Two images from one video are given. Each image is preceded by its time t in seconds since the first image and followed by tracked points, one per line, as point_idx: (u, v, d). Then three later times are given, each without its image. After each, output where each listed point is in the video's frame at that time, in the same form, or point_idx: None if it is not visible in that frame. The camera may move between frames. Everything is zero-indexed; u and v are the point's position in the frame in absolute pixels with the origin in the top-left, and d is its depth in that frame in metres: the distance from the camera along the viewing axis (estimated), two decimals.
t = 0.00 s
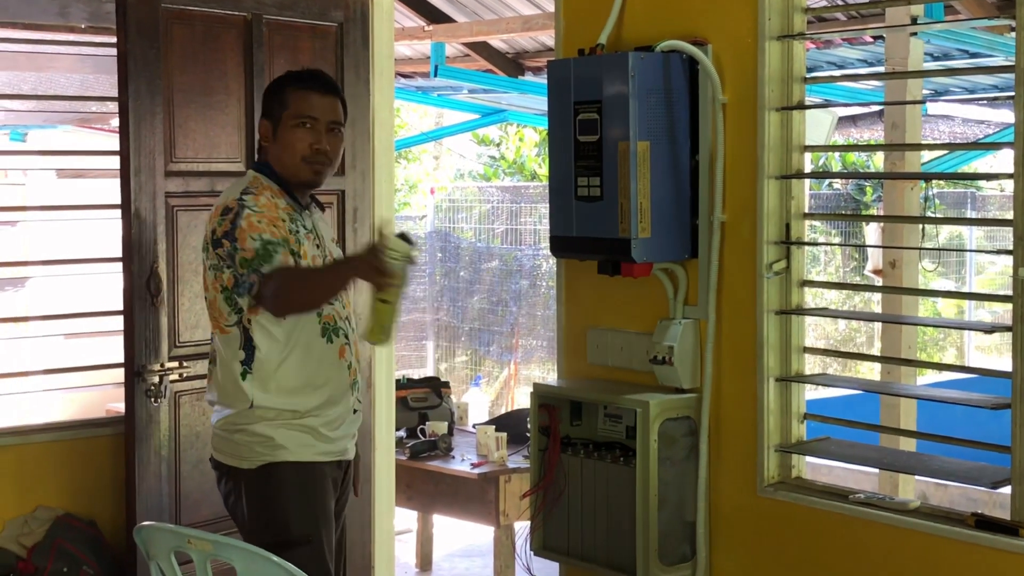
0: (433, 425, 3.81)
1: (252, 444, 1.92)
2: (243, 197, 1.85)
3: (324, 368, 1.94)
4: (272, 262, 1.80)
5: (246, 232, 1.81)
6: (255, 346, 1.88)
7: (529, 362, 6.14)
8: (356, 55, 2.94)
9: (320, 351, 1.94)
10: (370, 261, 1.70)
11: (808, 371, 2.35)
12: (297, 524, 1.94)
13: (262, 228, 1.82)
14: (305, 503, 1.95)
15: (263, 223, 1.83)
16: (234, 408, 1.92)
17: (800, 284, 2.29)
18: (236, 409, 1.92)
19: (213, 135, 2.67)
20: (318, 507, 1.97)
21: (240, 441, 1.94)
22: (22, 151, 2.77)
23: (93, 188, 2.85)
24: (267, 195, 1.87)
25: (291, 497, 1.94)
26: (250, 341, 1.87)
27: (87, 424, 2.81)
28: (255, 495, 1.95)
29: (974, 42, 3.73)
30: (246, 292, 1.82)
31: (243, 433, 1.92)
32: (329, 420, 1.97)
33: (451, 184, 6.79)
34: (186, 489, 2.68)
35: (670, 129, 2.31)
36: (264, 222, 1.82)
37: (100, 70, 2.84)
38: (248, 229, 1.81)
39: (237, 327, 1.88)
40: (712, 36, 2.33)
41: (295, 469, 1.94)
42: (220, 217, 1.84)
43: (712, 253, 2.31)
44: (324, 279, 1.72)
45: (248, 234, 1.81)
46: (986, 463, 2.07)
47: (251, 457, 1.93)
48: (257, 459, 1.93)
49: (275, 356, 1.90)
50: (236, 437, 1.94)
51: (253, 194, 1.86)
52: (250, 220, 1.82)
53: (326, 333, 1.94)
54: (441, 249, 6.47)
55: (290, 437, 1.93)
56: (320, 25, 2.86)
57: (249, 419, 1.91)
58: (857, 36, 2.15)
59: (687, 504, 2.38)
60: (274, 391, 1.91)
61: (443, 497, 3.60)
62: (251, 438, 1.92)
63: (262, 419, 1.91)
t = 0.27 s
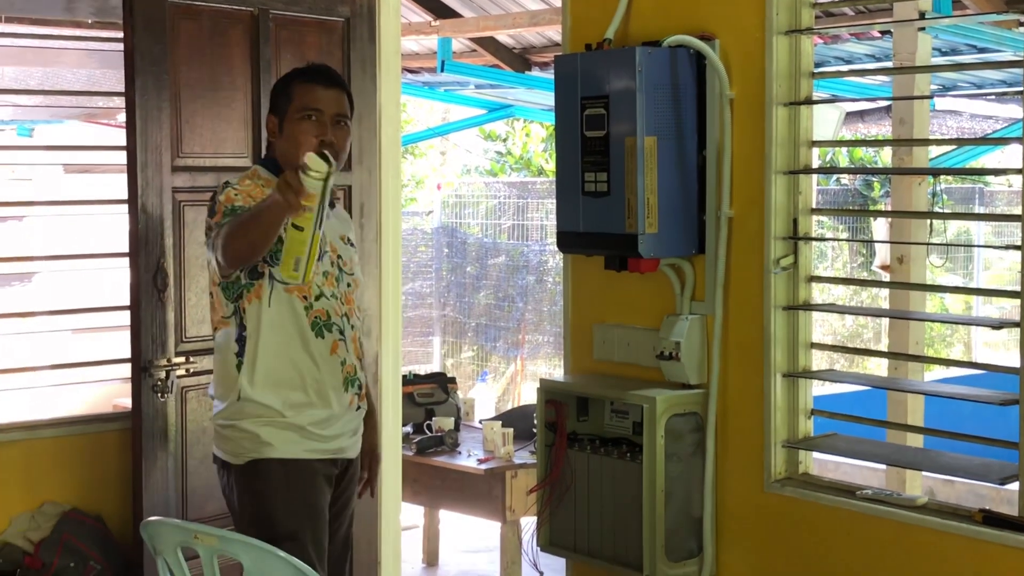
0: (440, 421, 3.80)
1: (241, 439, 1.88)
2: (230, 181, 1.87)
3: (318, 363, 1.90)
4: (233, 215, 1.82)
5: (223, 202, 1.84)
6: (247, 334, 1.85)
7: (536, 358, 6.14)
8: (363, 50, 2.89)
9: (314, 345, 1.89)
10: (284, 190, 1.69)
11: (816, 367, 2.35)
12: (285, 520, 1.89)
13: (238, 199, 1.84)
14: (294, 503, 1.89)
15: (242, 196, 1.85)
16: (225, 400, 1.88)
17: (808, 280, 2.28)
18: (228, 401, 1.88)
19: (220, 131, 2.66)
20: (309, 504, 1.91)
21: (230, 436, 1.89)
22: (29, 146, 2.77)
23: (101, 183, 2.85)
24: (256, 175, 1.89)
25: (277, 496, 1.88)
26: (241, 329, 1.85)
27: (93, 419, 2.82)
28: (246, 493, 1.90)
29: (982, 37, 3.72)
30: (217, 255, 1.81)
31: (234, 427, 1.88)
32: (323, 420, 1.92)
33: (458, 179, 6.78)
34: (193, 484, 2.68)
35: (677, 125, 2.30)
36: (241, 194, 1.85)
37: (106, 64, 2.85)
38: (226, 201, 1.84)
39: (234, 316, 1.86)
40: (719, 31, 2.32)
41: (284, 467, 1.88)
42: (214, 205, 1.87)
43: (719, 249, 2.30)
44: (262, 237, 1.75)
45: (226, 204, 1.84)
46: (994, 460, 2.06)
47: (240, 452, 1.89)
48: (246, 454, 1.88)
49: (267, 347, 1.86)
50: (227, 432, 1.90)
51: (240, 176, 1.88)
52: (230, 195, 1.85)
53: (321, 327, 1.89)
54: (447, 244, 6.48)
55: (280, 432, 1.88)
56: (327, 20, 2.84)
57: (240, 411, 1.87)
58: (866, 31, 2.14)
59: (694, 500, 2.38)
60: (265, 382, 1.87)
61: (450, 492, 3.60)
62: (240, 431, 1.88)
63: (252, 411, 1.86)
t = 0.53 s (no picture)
0: (447, 414, 3.81)
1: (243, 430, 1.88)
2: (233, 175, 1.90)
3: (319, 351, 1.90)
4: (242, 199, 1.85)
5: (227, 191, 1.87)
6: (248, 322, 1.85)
7: (543, 352, 6.11)
8: (369, 45, 2.94)
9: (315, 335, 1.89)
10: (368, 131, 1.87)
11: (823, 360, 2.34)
12: (288, 512, 1.88)
13: (243, 185, 1.87)
14: (299, 495, 1.89)
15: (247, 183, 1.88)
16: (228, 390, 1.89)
17: (815, 273, 2.27)
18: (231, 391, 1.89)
19: (226, 124, 2.68)
20: (314, 495, 1.90)
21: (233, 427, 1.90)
22: (36, 140, 2.77)
23: (108, 177, 2.86)
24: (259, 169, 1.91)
25: (280, 487, 1.87)
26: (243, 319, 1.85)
27: (101, 414, 2.82)
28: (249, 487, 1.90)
29: (989, 29, 3.71)
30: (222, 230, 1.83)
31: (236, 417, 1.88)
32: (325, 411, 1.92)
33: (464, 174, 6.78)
34: (200, 477, 2.69)
35: (683, 118, 2.30)
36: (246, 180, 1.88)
37: (113, 60, 2.84)
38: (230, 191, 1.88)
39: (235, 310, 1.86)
40: (726, 24, 2.31)
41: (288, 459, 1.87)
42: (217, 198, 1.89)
43: (727, 242, 2.30)
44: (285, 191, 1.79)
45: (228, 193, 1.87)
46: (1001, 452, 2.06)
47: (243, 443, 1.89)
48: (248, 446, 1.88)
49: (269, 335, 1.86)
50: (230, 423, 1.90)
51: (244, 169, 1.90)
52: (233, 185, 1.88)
53: (321, 317, 1.90)
54: (454, 238, 6.48)
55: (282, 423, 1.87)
56: (333, 14, 2.88)
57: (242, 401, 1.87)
58: (872, 23, 2.14)
59: (701, 493, 2.38)
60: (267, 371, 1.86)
61: (457, 486, 3.61)
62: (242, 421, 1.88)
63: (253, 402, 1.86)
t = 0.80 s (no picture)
0: (455, 408, 3.83)
1: (265, 399, 1.91)
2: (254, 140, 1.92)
3: (338, 323, 1.92)
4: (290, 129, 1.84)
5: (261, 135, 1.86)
6: (270, 288, 1.88)
7: (551, 346, 6.17)
8: (377, 37, 2.95)
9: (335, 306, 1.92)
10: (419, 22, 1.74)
11: (831, 353, 2.34)
12: (308, 506, 1.93)
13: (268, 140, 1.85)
14: (316, 488, 1.93)
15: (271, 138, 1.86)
16: (250, 360, 1.92)
17: (823, 266, 2.27)
18: (253, 362, 1.92)
19: (234, 118, 2.69)
20: (329, 490, 1.94)
21: (254, 400, 1.92)
22: (45, 134, 2.77)
23: (117, 170, 2.86)
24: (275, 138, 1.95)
25: (298, 479, 1.92)
26: (266, 282, 1.88)
27: (110, 407, 2.84)
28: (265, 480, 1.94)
29: (998, 21, 3.70)
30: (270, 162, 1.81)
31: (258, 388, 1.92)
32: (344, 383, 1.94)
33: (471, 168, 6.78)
34: (209, 471, 2.70)
35: (691, 111, 2.30)
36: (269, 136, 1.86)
37: (121, 54, 2.86)
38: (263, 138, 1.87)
39: (261, 273, 1.89)
40: (735, 17, 2.31)
41: (305, 446, 1.92)
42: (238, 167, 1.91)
43: (735, 235, 2.30)
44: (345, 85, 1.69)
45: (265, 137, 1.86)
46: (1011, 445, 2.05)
47: (264, 415, 1.92)
48: (269, 418, 1.91)
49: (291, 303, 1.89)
50: (250, 397, 1.93)
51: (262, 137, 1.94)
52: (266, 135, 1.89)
53: (341, 287, 1.92)
54: (462, 232, 6.48)
55: (303, 391, 1.91)
56: (340, 7, 2.88)
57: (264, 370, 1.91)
58: (881, 15, 2.13)
59: (709, 486, 2.38)
60: (290, 336, 1.90)
61: (465, 479, 3.61)
62: (265, 390, 1.91)
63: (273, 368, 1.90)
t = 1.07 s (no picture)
0: (463, 406, 3.84)
1: (284, 384, 1.93)
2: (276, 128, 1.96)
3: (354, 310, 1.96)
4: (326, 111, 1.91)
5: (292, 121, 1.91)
6: (291, 274, 1.92)
7: (558, 344, 6.16)
8: (385, 35, 2.97)
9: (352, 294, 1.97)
10: None
11: (840, 352, 2.33)
12: (324, 501, 1.96)
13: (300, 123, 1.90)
14: (331, 484, 1.97)
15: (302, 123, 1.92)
16: (268, 348, 1.94)
17: (832, 264, 2.26)
18: (271, 350, 1.94)
19: (243, 116, 2.70)
20: (343, 485, 1.99)
21: (272, 387, 1.94)
22: (54, 132, 2.78)
23: (126, 168, 2.86)
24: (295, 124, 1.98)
25: (314, 475, 1.96)
26: (289, 268, 1.92)
27: (119, 404, 2.84)
28: (280, 478, 1.97)
29: (1006, 19, 3.70)
30: (312, 146, 1.88)
31: (276, 375, 1.94)
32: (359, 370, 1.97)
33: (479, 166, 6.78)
34: (217, 469, 2.71)
35: (700, 109, 2.29)
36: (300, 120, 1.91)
37: (130, 52, 2.86)
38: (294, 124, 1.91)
39: (286, 260, 1.92)
40: (744, 15, 2.31)
41: (321, 438, 1.96)
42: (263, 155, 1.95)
43: (743, 233, 2.30)
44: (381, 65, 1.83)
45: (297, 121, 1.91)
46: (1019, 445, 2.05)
47: (282, 402, 1.94)
48: (288, 404, 1.93)
49: (312, 290, 1.93)
50: (267, 385, 1.94)
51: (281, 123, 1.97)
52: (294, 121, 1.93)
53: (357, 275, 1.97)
54: (470, 230, 6.48)
55: (323, 375, 1.94)
56: (348, 5, 2.90)
57: (284, 356, 1.93)
58: (890, 13, 2.13)
59: (718, 485, 2.38)
60: (310, 321, 1.94)
61: (473, 477, 3.62)
62: (284, 376, 1.93)
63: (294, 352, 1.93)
